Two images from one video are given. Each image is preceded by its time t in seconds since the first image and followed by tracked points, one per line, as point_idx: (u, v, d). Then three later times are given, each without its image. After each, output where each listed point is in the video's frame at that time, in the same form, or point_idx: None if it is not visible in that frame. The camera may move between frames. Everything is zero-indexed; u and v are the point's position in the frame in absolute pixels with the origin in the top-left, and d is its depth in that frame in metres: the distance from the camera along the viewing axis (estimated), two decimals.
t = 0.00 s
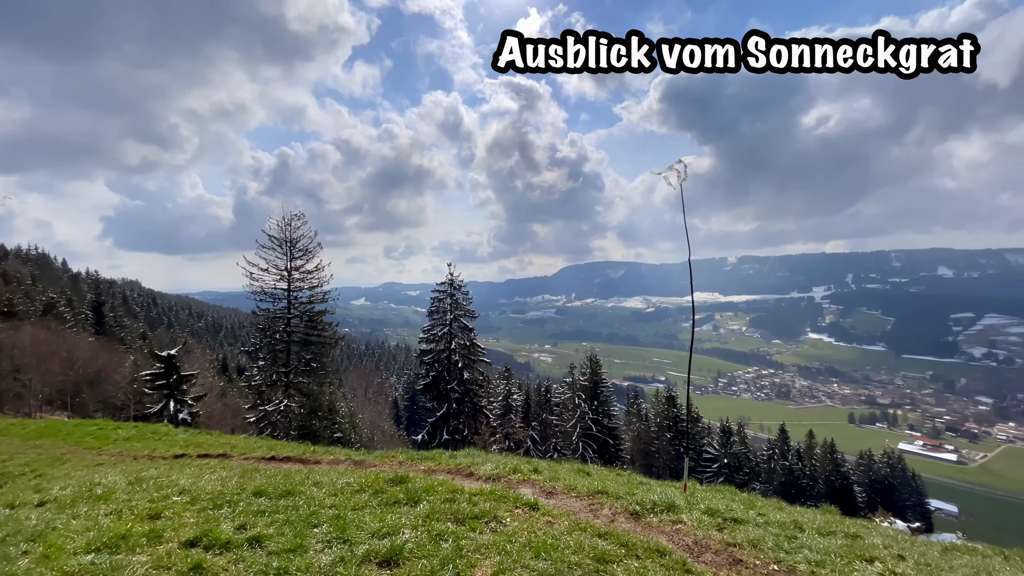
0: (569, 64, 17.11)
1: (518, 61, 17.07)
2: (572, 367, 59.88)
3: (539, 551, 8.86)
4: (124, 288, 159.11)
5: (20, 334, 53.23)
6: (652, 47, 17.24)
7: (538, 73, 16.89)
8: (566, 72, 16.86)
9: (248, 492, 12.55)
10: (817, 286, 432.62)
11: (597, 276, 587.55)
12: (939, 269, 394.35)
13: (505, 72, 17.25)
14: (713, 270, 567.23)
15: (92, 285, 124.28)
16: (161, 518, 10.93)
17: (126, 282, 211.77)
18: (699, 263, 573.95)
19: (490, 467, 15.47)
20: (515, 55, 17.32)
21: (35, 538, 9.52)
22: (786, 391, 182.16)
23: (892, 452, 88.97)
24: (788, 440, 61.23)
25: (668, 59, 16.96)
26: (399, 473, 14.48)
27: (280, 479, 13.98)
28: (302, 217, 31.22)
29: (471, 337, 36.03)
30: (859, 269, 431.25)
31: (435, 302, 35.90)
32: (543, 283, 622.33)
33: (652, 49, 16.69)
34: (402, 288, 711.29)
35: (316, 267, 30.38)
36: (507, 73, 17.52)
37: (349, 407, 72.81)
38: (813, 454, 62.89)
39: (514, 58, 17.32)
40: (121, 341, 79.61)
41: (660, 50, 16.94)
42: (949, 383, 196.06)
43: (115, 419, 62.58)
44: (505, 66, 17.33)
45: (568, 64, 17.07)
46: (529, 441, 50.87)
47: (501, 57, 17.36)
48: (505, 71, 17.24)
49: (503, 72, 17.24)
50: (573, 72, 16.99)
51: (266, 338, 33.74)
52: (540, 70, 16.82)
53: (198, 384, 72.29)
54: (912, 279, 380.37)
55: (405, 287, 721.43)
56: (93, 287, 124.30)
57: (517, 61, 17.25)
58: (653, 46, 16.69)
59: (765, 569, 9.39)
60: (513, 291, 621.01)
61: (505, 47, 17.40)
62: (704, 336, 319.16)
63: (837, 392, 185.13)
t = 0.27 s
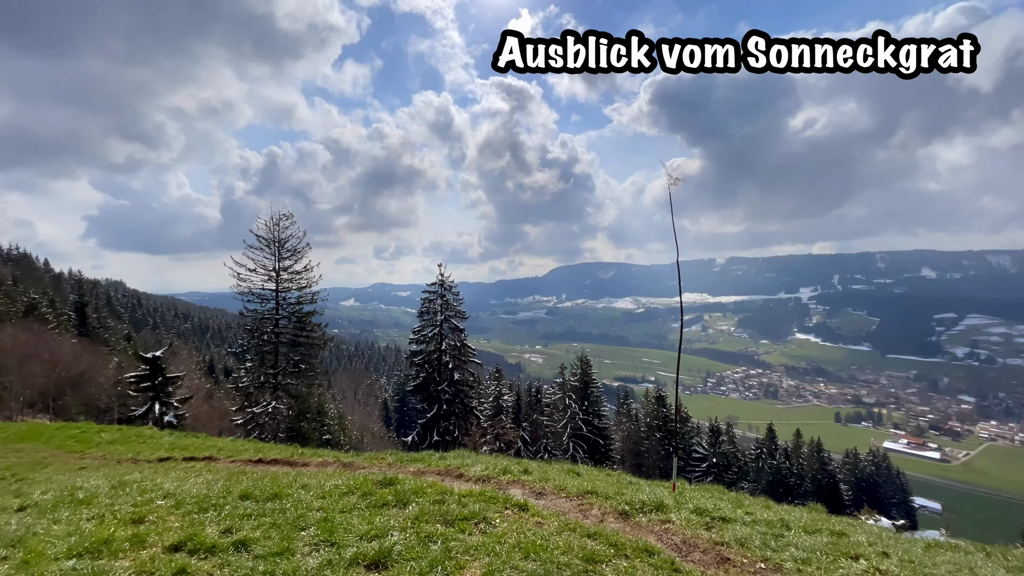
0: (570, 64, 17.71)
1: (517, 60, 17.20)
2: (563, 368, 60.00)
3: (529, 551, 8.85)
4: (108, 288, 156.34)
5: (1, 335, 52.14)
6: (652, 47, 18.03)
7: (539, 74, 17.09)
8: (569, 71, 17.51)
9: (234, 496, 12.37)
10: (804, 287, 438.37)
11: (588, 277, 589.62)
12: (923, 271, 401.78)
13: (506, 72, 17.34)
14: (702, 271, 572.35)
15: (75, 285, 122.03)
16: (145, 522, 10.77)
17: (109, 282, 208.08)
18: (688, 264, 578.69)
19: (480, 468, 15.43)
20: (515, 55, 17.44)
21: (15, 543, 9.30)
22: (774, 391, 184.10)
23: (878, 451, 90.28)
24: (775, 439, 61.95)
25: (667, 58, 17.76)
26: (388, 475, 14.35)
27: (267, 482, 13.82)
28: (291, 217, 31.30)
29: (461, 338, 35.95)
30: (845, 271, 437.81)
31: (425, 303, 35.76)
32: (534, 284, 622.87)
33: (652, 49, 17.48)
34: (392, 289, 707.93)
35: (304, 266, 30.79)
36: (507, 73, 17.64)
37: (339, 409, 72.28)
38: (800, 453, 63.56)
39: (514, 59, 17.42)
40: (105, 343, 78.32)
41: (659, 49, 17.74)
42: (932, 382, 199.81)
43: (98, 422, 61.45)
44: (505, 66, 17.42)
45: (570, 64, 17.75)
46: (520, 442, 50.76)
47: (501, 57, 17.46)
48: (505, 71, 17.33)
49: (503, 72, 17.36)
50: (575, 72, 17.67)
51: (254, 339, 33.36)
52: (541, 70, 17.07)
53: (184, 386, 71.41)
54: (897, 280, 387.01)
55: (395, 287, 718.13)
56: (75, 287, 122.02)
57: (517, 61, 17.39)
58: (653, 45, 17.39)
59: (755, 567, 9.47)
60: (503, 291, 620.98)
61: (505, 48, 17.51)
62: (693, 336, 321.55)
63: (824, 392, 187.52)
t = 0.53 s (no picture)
0: (569, 63, 17.00)
1: (518, 61, 17.01)
2: (552, 368, 60.21)
3: (517, 553, 8.84)
4: (90, 289, 153.34)
5: None
6: (651, 48, 17.14)
7: (539, 73, 16.84)
8: (566, 72, 16.79)
9: (218, 500, 12.18)
10: (791, 288, 444.30)
11: (578, 278, 591.54)
12: (906, 272, 409.38)
13: (505, 72, 17.21)
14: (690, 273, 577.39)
15: (55, 286, 119.54)
16: (127, 527, 10.57)
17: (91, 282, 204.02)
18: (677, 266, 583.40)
19: (469, 470, 15.39)
20: (515, 55, 17.26)
21: None
22: (761, 391, 186.20)
23: (862, 449, 91.70)
24: (762, 438, 62.84)
25: (666, 61, 16.84)
26: (376, 477, 14.23)
27: (253, 486, 13.65)
28: (279, 217, 31.15)
29: (451, 339, 35.96)
30: (830, 273, 444.36)
31: (414, 303, 35.66)
32: (524, 285, 623.10)
33: (651, 49, 16.74)
34: (381, 290, 703.13)
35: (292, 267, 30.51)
36: (506, 73, 17.46)
37: (326, 411, 71.74)
38: (787, 452, 64.37)
39: (514, 59, 17.28)
40: (87, 344, 76.89)
41: (659, 50, 16.92)
42: (915, 381, 203.94)
43: (80, 425, 60.29)
44: (505, 66, 17.27)
45: (567, 65, 16.98)
46: (509, 443, 50.63)
47: (501, 57, 17.32)
48: (504, 71, 17.21)
49: (503, 72, 17.22)
50: (572, 73, 16.91)
51: (241, 340, 32.99)
52: (541, 70, 16.77)
53: (168, 388, 70.49)
54: (881, 282, 393.85)
55: (385, 287, 713.98)
56: (56, 287, 119.56)
57: (517, 61, 17.21)
58: (653, 46, 16.68)
59: (739, 566, 9.57)
60: (493, 292, 620.49)
61: (505, 47, 17.35)
62: (682, 337, 323.96)
63: (810, 391, 189.99)
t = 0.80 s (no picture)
0: (569, 64, 16.89)
1: (518, 61, 16.96)
2: (542, 369, 60.26)
3: (505, 554, 8.81)
4: (70, 289, 150.12)
5: None
6: (652, 48, 16.78)
7: (539, 74, 16.75)
8: (566, 72, 16.58)
9: (202, 503, 12.03)
10: (777, 289, 450.15)
11: (567, 279, 593.06)
12: (889, 273, 417.32)
13: (505, 73, 17.15)
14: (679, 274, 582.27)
15: (35, 286, 116.87)
16: (108, 532, 10.35)
17: (71, 283, 199.84)
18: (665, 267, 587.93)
19: (457, 471, 15.32)
20: (516, 55, 17.18)
21: None
22: (748, 391, 188.16)
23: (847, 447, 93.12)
24: (749, 438, 63.53)
25: (668, 61, 16.48)
26: (363, 480, 14.10)
27: (238, 489, 13.47)
28: (265, 217, 30.80)
29: (441, 340, 35.74)
30: (816, 274, 451.18)
31: (403, 305, 35.47)
32: (514, 286, 623.04)
33: (651, 50, 16.29)
34: (369, 291, 697.88)
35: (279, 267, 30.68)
36: (506, 73, 17.40)
37: (314, 412, 71.12)
38: (773, 452, 65.07)
39: (514, 59, 17.20)
40: (68, 346, 75.23)
41: (660, 50, 16.64)
42: (898, 380, 207.70)
43: (59, 429, 58.98)
44: (505, 67, 17.22)
45: (568, 64, 16.70)
46: (499, 444, 50.52)
47: (501, 57, 17.26)
48: (504, 72, 17.16)
49: (503, 72, 17.16)
50: (573, 73, 16.65)
51: (227, 342, 32.57)
52: (541, 70, 16.69)
53: (152, 391, 69.22)
54: (865, 283, 400.84)
55: (373, 288, 709.28)
56: (36, 288, 116.91)
57: (517, 60, 17.13)
58: (654, 46, 16.27)
59: (726, 565, 9.63)
60: (483, 293, 619.42)
61: (504, 48, 17.27)
62: (670, 337, 326.27)
63: (795, 391, 192.50)
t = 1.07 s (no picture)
0: (570, 66, 16.69)
1: (518, 60, 16.87)
2: (532, 370, 60.22)
3: (492, 557, 8.78)
4: (50, 290, 146.92)
5: None
6: (651, 48, 16.56)
7: (538, 74, 16.68)
8: (565, 74, 16.44)
9: (185, 508, 11.81)
10: (763, 290, 456.14)
11: (556, 280, 594.74)
12: (871, 275, 425.28)
13: (505, 73, 17.09)
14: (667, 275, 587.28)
15: (13, 287, 114.24)
16: (87, 539, 10.12)
17: (51, 283, 195.64)
18: (654, 268, 592.61)
19: (446, 474, 15.26)
20: (515, 55, 17.15)
21: None
22: (735, 391, 190.31)
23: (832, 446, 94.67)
24: (736, 438, 64.22)
25: (668, 61, 16.26)
26: (350, 483, 13.96)
27: (222, 493, 13.27)
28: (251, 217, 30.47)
29: (430, 341, 35.54)
30: (801, 276, 458.31)
31: (391, 306, 35.24)
32: (503, 287, 623.13)
33: (651, 50, 16.10)
34: (357, 291, 692.86)
35: (265, 268, 30.03)
36: (506, 73, 17.34)
37: (301, 414, 70.38)
38: (760, 450, 65.71)
39: (514, 58, 17.14)
40: (47, 348, 73.55)
41: (660, 51, 16.39)
42: (880, 380, 211.64)
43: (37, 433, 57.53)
44: (504, 67, 17.14)
45: (568, 65, 16.64)
46: (488, 446, 50.31)
47: (500, 57, 17.19)
48: (504, 72, 17.08)
49: (503, 72, 17.08)
50: (573, 74, 16.46)
51: (211, 343, 32.07)
52: (540, 71, 16.62)
53: (134, 393, 67.96)
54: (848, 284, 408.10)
55: (361, 288, 704.74)
56: (14, 288, 114.24)
57: (517, 61, 17.06)
58: (655, 47, 16.03)
59: (713, 565, 9.68)
60: (472, 294, 618.57)
61: (504, 47, 17.17)
62: (659, 338, 328.80)
63: (781, 391, 195.20)
